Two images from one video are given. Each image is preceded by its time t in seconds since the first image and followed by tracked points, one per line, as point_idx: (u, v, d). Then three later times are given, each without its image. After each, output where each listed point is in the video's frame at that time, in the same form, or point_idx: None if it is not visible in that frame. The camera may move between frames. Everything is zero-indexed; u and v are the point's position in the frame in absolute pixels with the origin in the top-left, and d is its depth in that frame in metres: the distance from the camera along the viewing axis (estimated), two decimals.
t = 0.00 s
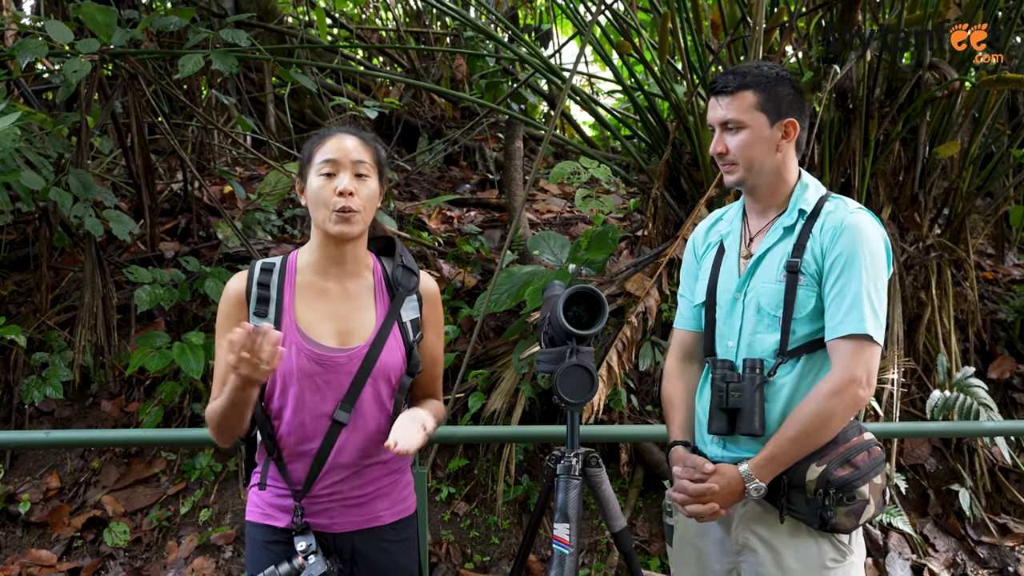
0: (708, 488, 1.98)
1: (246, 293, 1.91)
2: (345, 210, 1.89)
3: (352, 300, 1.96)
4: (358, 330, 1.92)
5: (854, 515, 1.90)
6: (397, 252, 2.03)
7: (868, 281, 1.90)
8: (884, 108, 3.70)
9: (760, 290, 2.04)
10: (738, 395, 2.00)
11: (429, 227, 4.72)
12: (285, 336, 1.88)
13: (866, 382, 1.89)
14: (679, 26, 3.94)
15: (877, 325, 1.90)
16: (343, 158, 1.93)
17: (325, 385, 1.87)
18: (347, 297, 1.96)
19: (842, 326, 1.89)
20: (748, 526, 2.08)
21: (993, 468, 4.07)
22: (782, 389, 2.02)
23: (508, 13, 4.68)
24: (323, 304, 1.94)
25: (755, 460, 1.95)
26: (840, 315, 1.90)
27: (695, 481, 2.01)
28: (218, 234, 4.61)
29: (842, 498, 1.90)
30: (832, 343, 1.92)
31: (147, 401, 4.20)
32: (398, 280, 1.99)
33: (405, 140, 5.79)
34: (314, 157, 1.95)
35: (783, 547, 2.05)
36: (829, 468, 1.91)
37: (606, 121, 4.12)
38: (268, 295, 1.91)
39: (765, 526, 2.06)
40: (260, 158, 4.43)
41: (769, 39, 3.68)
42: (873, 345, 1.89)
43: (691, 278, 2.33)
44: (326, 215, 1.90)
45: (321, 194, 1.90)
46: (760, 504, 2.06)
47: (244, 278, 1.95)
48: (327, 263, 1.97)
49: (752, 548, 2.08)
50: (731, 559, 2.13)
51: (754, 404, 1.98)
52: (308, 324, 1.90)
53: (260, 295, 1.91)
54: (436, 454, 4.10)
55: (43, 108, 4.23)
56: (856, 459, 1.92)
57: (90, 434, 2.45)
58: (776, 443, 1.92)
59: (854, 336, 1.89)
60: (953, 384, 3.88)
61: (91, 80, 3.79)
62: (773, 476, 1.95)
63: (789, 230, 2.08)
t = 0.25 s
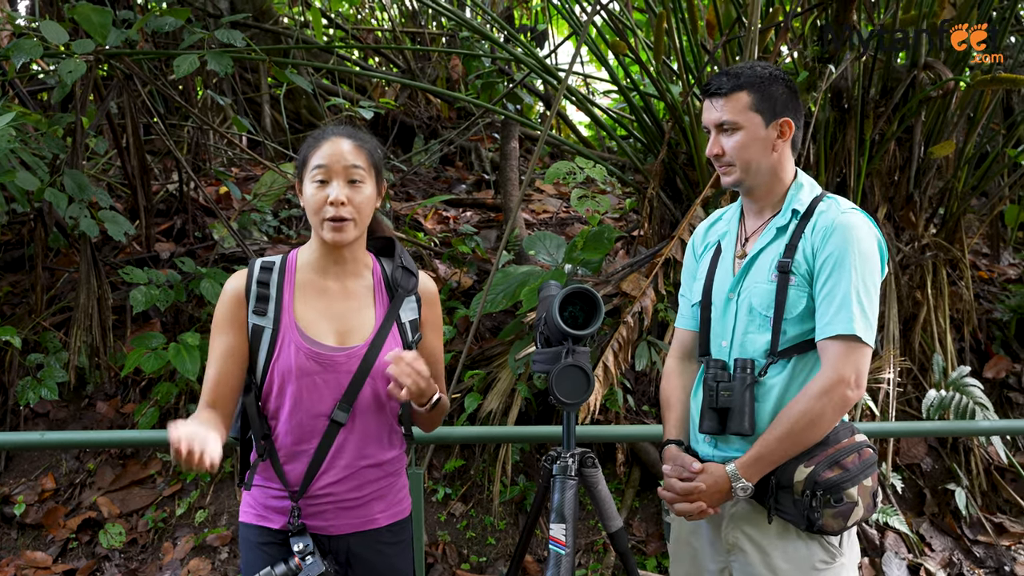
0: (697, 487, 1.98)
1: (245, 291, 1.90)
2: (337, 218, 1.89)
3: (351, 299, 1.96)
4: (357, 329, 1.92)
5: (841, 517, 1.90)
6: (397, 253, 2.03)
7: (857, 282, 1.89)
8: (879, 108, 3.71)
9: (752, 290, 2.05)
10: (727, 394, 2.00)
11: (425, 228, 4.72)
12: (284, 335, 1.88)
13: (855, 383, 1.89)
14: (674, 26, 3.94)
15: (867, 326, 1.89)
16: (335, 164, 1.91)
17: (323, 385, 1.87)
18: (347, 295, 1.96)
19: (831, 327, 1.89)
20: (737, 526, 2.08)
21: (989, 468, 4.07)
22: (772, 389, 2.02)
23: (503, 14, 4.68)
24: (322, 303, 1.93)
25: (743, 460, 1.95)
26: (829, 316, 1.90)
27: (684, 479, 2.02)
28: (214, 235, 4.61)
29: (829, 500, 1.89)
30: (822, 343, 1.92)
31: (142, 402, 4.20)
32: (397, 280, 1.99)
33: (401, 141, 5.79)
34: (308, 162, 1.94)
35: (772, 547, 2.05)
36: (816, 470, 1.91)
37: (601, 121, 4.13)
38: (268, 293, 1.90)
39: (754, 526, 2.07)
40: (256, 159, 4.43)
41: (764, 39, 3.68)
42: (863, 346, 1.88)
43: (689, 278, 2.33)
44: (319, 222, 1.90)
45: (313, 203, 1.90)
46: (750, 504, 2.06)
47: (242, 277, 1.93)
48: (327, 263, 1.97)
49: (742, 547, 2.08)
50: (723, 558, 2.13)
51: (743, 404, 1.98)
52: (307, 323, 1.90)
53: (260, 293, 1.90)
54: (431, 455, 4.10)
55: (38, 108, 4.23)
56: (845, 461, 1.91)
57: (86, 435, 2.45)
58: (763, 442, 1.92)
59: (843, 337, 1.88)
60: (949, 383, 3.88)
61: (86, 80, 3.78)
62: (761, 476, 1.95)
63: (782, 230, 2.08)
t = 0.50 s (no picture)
0: (693, 490, 1.99)
1: (242, 292, 1.90)
2: (336, 226, 1.90)
3: (349, 303, 1.96)
4: (354, 333, 1.92)
5: (837, 520, 1.90)
6: (397, 258, 2.04)
7: (855, 284, 1.89)
8: (876, 109, 3.70)
9: (750, 292, 2.05)
10: (724, 396, 2.01)
11: (423, 229, 4.72)
12: (280, 336, 1.88)
13: (852, 386, 1.89)
14: (672, 28, 3.94)
15: (865, 329, 1.89)
16: (335, 172, 1.91)
17: (318, 387, 1.86)
18: (344, 299, 1.96)
19: (828, 329, 1.89)
20: (733, 528, 2.08)
21: (987, 469, 4.07)
22: (769, 391, 2.02)
23: (501, 15, 4.68)
24: (319, 305, 1.93)
25: (739, 463, 1.95)
26: (827, 318, 1.90)
27: (680, 482, 2.03)
28: (211, 236, 4.61)
29: (825, 502, 1.90)
30: (819, 346, 1.92)
31: (140, 404, 4.19)
32: (395, 285, 1.99)
33: (399, 142, 5.80)
34: (308, 168, 1.93)
35: (767, 548, 2.05)
36: (812, 472, 1.91)
37: (599, 122, 4.13)
38: (264, 294, 1.90)
39: (749, 528, 2.07)
40: (254, 160, 4.43)
41: (761, 40, 3.68)
42: (860, 350, 1.88)
43: (687, 279, 2.33)
44: (318, 229, 1.91)
45: (312, 210, 1.91)
46: (746, 506, 2.06)
47: (240, 277, 1.93)
48: (325, 266, 1.97)
49: (738, 549, 2.08)
50: (720, 560, 2.13)
51: (740, 405, 1.99)
52: (303, 325, 1.90)
53: (256, 294, 1.90)
54: (429, 456, 4.10)
55: (36, 110, 4.23)
56: (840, 463, 1.92)
57: (83, 436, 2.45)
58: (759, 445, 1.92)
59: (840, 340, 1.88)
60: (947, 384, 3.88)
61: (84, 82, 3.78)
62: (756, 479, 1.95)
63: (780, 232, 2.08)
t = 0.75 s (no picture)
0: (693, 491, 1.99)
1: (236, 295, 1.89)
2: (333, 225, 1.89)
3: (344, 306, 1.96)
4: (350, 336, 1.92)
5: (839, 519, 1.91)
6: (393, 259, 2.04)
7: (856, 285, 1.90)
8: (874, 110, 3.70)
9: (750, 293, 2.05)
10: (724, 397, 2.01)
11: (421, 230, 4.72)
12: (275, 340, 1.88)
13: (853, 386, 1.89)
14: (670, 29, 3.95)
15: (866, 329, 1.90)
16: (331, 172, 1.91)
17: (313, 392, 1.87)
18: (339, 302, 1.96)
19: (829, 330, 1.90)
20: (733, 528, 2.08)
21: (984, 469, 4.08)
22: (769, 391, 2.02)
23: (499, 16, 4.68)
24: (313, 308, 1.94)
25: (740, 463, 1.95)
26: (828, 319, 1.90)
27: (681, 483, 2.03)
28: (209, 238, 4.60)
29: (826, 501, 1.90)
30: (820, 346, 1.92)
31: (138, 405, 4.19)
32: (391, 287, 1.99)
33: (397, 143, 5.80)
34: (302, 169, 1.94)
35: (768, 548, 2.05)
36: (813, 471, 1.91)
37: (597, 124, 4.13)
38: (259, 298, 1.89)
39: (750, 528, 2.07)
40: (252, 162, 4.42)
41: (759, 41, 3.69)
42: (861, 350, 1.89)
43: (684, 280, 2.34)
44: (314, 229, 1.90)
45: (307, 210, 1.90)
46: (746, 507, 2.07)
47: (234, 279, 1.93)
48: (320, 269, 1.97)
49: (738, 550, 2.08)
50: (719, 561, 2.13)
51: (740, 406, 1.99)
52: (298, 329, 1.90)
53: (251, 297, 1.89)
54: (427, 457, 4.11)
55: (34, 111, 4.23)
56: (841, 462, 1.92)
57: (81, 438, 2.45)
58: (761, 446, 1.92)
59: (841, 341, 1.89)
60: (944, 385, 3.89)
61: (81, 84, 3.78)
62: (758, 479, 1.95)
63: (779, 234, 2.08)
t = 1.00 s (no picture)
0: (693, 492, 1.98)
1: (229, 296, 1.89)
2: (328, 225, 1.90)
3: (338, 306, 1.96)
4: (344, 337, 1.92)
5: (839, 516, 1.90)
6: (387, 259, 2.04)
7: (854, 283, 1.91)
8: (869, 110, 3.71)
9: (746, 292, 2.05)
10: (723, 397, 2.01)
11: (416, 230, 4.72)
12: (268, 342, 1.87)
13: (851, 384, 1.90)
14: (665, 29, 3.95)
15: (863, 327, 1.90)
16: (325, 171, 1.91)
17: (307, 394, 1.86)
18: (332, 302, 1.96)
19: (827, 329, 1.90)
20: (733, 528, 2.08)
21: (979, 469, 4.08)
22: (768, 390, 2.03)
23: (495, 16, 4.69)
24: (307, 309, 1.93)
25: (741, 462, 1.95)
26: (825, 318, 1.91)
27: (681, 484, 2.02)
28: (205, 237, 4.60)
29: (826, 500, 1.90)
30: (817, 345, 1.92)
31: (133, 405, 4.19)
32: (386, 287, 2.00)
33: (393, 143, 5.80)
34: (297, 168, 1.93)
35: (767, 548, 2.05)
36: (813, 470, 1.91)
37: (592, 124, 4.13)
38: (252, 299, 1.90)
39: (749, 528, 2.07)
40: (247, 162, 4.41)
41: (754, 41, 3.69)
42: (857, 348, 1.90)
43: (676, 279, 2.33)
44: (309, 229, 1.91)
45: (302, 210, 1.90)
46: (746, 506, 2.06)
47: (227, 280, 1.93)
48: (314, 269, 1.97)
49: (737, 550, 2.08)
50: (716, 561, 2.15)
51: (739, 406, 1.99)
52: (292, 330, 1.90)
53: (244, 299, 1.89)
54: (423, 457, 4.11)
55: (29, 111, 4.22)
56: (840, 461, 1.93)
57: (75, 437, 2.45)
58: (761, 445, 1.93)
59: (839, 340, 1.89)
60: (939, 385, 3.89)
61: (76, 83, 3.77)
62: (758, 479, 1.96)
63: (775, 233, 2.08)
